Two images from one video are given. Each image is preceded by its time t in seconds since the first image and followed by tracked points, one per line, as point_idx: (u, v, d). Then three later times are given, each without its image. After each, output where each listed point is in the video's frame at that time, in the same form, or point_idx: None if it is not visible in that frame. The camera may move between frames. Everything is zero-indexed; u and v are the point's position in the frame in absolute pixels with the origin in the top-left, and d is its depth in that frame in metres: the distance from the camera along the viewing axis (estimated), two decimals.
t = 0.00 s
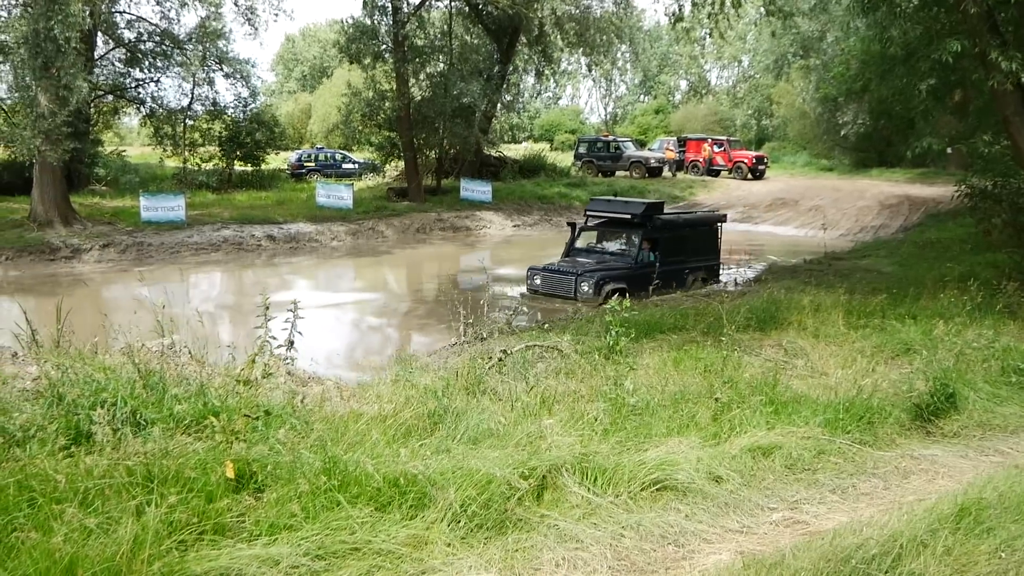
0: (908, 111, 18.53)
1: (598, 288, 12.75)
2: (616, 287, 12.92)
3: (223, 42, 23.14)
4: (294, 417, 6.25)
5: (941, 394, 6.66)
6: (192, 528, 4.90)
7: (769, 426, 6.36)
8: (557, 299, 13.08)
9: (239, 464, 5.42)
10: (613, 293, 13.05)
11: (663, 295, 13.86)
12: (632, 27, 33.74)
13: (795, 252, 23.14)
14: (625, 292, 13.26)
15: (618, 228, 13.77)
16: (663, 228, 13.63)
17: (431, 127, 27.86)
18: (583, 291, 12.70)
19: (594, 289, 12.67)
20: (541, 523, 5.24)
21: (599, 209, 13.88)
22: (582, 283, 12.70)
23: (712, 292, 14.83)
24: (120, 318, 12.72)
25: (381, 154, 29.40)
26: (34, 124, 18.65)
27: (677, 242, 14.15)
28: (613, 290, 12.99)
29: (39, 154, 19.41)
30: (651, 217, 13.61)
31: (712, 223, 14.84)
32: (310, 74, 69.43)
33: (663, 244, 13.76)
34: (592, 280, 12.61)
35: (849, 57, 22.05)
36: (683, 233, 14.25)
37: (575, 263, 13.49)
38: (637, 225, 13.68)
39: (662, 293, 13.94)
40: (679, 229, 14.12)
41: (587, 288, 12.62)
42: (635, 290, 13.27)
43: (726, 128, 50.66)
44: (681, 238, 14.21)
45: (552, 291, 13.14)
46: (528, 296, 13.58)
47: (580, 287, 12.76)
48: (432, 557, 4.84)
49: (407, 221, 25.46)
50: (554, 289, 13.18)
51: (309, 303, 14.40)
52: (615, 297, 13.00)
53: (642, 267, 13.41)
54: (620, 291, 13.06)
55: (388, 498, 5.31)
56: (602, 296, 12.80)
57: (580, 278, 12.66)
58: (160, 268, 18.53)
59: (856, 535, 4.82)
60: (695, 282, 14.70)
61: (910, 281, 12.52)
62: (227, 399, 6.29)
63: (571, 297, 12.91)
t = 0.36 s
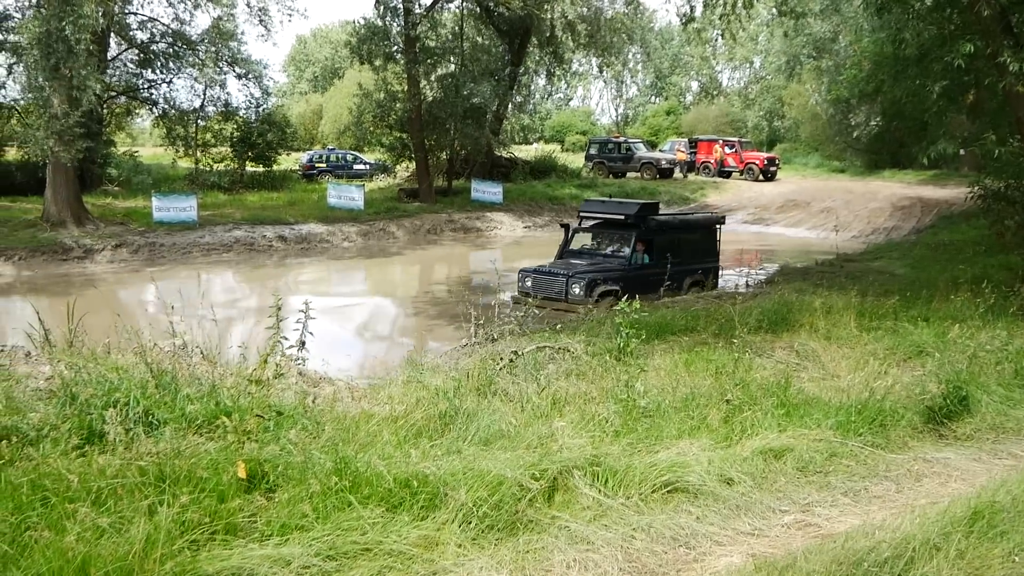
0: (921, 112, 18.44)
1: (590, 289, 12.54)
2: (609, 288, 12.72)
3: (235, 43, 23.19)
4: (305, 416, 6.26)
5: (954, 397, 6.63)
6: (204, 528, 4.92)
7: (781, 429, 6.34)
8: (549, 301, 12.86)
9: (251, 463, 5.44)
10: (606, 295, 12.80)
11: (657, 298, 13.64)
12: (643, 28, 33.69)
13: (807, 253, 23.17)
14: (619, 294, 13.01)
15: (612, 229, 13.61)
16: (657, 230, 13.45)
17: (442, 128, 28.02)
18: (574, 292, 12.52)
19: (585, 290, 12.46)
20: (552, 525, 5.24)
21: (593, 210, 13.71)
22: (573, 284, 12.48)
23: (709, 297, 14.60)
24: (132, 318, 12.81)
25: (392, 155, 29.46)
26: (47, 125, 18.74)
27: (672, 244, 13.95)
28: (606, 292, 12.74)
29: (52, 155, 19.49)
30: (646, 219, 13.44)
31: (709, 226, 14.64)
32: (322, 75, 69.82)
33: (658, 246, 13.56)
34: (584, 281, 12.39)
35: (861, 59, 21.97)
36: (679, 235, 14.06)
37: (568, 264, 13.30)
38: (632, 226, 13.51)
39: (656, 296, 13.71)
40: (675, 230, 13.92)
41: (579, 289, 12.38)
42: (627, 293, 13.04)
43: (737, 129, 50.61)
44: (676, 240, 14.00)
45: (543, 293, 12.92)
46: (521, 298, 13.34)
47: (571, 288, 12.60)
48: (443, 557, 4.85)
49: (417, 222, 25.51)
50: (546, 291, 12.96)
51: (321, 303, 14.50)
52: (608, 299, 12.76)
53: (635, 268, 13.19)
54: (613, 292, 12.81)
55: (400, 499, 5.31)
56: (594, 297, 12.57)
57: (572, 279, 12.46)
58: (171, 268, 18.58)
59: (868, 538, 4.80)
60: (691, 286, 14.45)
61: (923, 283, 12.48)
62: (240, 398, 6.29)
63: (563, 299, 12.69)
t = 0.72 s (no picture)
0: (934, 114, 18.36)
1: (579, 292, 12.36)
2: (600, 291, 12.49)
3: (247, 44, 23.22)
4: (317, 417, 6.26)
5: (966, 400, 6.60)
6: (216, 528, 4.94)
7: (793, 431, 6.32)
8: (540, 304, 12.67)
9: (262, 464, 5.45)
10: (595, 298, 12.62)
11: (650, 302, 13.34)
12: (653, 30, 33.64)
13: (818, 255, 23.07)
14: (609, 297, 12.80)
15: (605, 231, 13.31)
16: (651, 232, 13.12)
17: (452, 130, 28.20)
18: (564, 295, 12.30)
19: (575, 293, 12.27)
20: (562, 526, 5.23)
21: (586, 211, 13.39)
22: (562, 286, 12.30)
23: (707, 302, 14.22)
24: (146, 317, 12.94)
25: (403, 156, 29.51)
26: (60, 125, 18.83)
27: (667, 247, 13.60)
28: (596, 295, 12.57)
29: (65, 155, 19.58)
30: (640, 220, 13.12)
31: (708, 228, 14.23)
32: (334, 76, 70.01)
33: (652, 248, 13.26)
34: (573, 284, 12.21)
35: (874, 61, 21.91)
36: (675, 237, 13.71)
37: (559, 266, 13.07)
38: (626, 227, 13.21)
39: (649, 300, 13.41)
40: (670, 232, 13.57)
41: (568, 293, 12.22)
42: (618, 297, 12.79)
43: (749, 131, 50.54)
44: (671, 243, 13.66)
45: (534, 294, 12.77)
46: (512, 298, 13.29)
47: (561, 291, 12.37)
48: (454, 558, 4.85)
49: (428, 223, 25.56)
50: (536, 293, 12.80)
51: (332, 303, 14.64)
52: (598, 302, 12.54)
53: (627, 271, 12.93)
54: (604, 296, 12.57)
55: (411, 499, 5.32)
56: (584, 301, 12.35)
57: (561, 281, 12.26)
58: (182, 269, 18.65)
59: (880, 542, 4.78)
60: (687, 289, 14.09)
61: (935, 286, 12.41)
62: (251, 399, 6.30)
63: (552, 302, 12.52)
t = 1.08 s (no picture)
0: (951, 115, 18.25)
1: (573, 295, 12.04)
2: (594, 293, 12.24)
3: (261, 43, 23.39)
4: (332, 416, 6.27)
5: (984, 403, 6.56)
6: (231, 525, 4.95)
7: (808, 433, 6.29)
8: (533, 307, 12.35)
9: (277, 462, 5.47)
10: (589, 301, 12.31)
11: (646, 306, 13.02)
12: (667, 30, 33.63)
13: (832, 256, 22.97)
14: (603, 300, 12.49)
15: (601, 232, 13.15)
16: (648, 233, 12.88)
17: (466, 130, 28.02)
18: (557, 297, 12.06)
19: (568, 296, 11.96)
20: (577, 527, 5.23)
21: (582, 212, 13.24)
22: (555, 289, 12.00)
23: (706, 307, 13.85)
24: (162, 315, 13.01)
25: (416, 156, 29.57)
26: (76, 125, 18.98)
27: (665, 249, 13.31)
28: (590, 297, 12.28)
29: (82, 154, 19.71)
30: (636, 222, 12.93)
31: (707, 230, 13.92)
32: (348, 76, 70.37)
33: (648, 251, 12.99)
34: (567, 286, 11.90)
35: (889, 62, 21.82)
36: (673, 239, 13.42)
37: (554, 268, 12.76)
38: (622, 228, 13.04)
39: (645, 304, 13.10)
40: (668, 234, 13.29)
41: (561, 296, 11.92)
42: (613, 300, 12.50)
43: (763, 131, 50.43)
44: (669, 245, 13.36)
45: (526, 297, 12.47)
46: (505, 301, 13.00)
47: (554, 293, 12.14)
48: (468, 558, 4.86)
49: (442, 223, 25.60)
50: (528, 296, 12.49)
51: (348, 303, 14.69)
52: (592, 305, 12.29)
53: (622, 274, 12.66)
54: (598, 298, 12.33)
55: (426, 499, 5.33)
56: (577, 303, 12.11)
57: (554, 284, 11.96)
58: (197, 268, 18.73)
59: (898, 544, 4.76)
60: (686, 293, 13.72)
61: (952, 288, 12.35)
62: (267, 397, 6.32)
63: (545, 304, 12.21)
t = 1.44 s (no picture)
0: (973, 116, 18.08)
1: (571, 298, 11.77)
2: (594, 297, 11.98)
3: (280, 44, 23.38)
4: (349, 415, 6.29)
5: (1005, 407, 6.51)
6: (250, 523, 4.98)
7: (826, 436, 6.26)
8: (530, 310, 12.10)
9: (295, 461, 5.48)
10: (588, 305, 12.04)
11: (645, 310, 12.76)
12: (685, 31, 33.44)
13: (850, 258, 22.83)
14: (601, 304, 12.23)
15: (600, 234, 12.98)
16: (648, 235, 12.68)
17: (484, 130, 27.91)
18: (556, 301, 11.81)
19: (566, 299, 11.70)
20: (594, 528, 5.22)
21: (582, 214, 13.09)
22: (553, 292, 11.75)
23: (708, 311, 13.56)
24: (180, 314, 13.09)
25: (433, 156, 29.62)
26: (96, 124, 19.15)
27: (665, 252, 13.07)
28: (589, 302, 12.03)
29: (101, 153, 19.85)
30: (637, 224, 12.75)
31: (709, 233, 13.68)
32: (366, 76, 70.65)
33: (648, 254, 12.78)
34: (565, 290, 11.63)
35: (909, 62, 21.66)
36: (674, 242, 13.20)
37: (552, 272, 12.56)
38: (622, 231, 12.87)
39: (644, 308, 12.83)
40: (669, 237, 13.07)
41: (559, 300, 11.65)
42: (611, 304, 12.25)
43: (781, 132, 50.22)
44: (670, 248, 13.13)
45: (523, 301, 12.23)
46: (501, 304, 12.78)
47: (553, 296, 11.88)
48: (485, 558, 4.86)
49: (459, 223, 25.62)
50: (525, 299, 12.24)
51: (363, 302, 14.76)
52: (592, 309, 12.02)
53: (621, 277, 12.45)
54: (598, 303, 12.08)
55: (443, 498, 5.34)
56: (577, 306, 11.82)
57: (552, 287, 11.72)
58: (214, 266, 18.81)
59: (917, 548, 4.73)
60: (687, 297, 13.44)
61: (972, 290, 12.25)
62: (285, 396, 6.34)
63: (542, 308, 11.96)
